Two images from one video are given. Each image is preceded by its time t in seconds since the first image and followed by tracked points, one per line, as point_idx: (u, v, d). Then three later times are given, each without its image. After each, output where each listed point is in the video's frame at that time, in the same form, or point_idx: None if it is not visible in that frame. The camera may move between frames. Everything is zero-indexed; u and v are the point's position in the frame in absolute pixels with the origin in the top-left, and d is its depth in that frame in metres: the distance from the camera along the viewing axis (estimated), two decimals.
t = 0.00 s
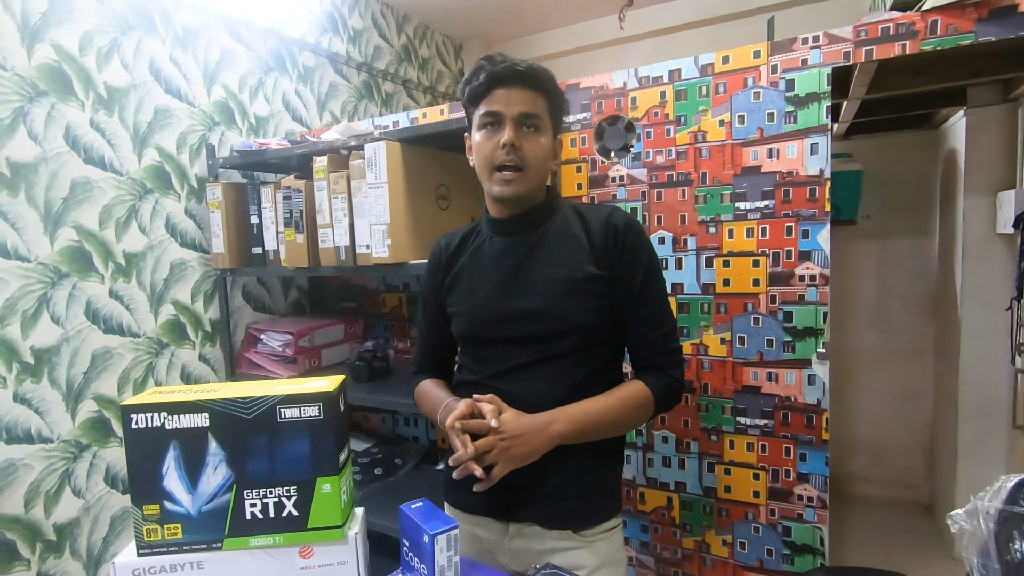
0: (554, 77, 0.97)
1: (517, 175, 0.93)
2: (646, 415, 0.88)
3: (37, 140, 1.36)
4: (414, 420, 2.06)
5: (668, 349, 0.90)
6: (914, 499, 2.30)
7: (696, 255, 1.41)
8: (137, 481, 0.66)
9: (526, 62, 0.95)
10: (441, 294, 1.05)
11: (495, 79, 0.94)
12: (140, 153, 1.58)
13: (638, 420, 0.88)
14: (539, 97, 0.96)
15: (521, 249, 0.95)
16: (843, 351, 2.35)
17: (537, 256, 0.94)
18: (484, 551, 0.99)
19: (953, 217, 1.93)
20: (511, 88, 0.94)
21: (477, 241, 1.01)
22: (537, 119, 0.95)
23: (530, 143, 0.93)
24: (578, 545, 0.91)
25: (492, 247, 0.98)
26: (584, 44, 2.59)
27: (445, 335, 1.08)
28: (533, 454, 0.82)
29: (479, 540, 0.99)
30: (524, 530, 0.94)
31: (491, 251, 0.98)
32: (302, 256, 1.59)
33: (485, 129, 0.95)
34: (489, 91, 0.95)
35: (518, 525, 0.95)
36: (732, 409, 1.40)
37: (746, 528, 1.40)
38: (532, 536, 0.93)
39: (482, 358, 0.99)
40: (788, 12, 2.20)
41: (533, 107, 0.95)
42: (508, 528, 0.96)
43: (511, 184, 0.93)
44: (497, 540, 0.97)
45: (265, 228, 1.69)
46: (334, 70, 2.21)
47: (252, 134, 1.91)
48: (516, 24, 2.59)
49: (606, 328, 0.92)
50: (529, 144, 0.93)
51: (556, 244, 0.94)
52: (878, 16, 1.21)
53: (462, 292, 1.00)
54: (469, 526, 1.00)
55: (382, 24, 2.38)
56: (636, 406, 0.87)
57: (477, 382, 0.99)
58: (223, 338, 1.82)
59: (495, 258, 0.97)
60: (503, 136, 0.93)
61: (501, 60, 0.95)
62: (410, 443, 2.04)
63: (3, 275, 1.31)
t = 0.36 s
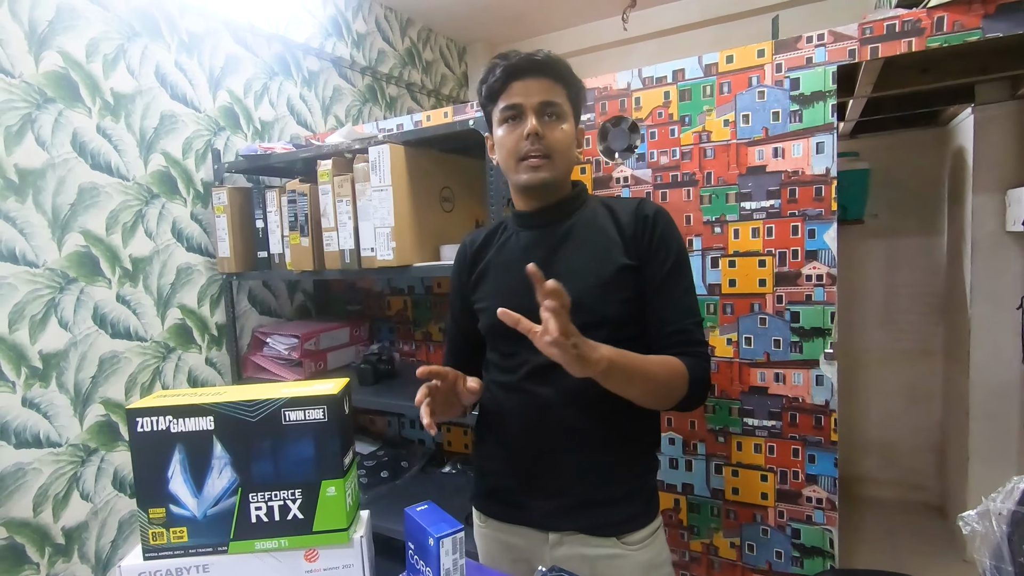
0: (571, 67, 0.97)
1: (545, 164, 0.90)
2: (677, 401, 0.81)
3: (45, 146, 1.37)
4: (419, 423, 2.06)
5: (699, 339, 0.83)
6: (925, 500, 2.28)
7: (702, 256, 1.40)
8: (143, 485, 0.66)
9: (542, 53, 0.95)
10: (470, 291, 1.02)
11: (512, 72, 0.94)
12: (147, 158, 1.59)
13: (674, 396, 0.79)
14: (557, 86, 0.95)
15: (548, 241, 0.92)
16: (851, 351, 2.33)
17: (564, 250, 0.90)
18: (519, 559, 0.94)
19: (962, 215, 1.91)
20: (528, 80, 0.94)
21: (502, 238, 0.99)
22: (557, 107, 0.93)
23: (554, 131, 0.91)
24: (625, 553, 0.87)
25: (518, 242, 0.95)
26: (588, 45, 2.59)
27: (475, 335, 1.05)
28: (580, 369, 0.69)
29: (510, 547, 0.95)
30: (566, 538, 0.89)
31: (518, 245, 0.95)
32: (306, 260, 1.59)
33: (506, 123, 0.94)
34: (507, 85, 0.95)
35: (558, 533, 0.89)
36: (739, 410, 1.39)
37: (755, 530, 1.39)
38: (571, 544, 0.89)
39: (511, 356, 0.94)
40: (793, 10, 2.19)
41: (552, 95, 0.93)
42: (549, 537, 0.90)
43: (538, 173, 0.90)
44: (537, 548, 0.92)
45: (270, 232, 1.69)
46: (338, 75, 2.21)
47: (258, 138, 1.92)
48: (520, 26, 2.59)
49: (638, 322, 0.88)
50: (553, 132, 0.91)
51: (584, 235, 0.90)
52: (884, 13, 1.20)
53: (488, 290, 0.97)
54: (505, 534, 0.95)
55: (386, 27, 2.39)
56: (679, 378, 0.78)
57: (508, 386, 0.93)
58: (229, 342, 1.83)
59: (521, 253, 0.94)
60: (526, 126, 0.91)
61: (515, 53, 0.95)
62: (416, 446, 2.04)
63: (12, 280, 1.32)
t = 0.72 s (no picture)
0: (594, 69, 0.96)
1: (564, 170, 0.91)
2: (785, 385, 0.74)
3: (53, 155, 1.39)
4: (425, 429, 2.06)
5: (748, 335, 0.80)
6: (935, 505, 2.26)
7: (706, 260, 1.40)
8: (150, 493, 0.66)
9: (563, 56, 0.94)
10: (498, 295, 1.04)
11: (533, 77, 0.94)
12: (153, 167, 1.60)
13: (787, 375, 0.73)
14: (579, 90, 0.94)
15: (570, 246, 0.92)
16: (859, 354, 2.32)
17: (587, 254, 0.90)
18: (545, 563, 0.95)
19: (969, 217, 1.90)
20: (549, 85, 0.94)
21: (528, 243, 1.00)
22: (580, 112, 0.93)
23: (573, 137, 0.92)
24: (646, 566, 0.84)
25: (541, 247, 0.96)
26: (591, 50, 2.59)
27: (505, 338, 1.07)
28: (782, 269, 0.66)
29: (534, 550, 0.96)
30: (585, 545, 0.88)
31: (542, 250, 0.95)
32: (311, 266, 1.60)
33: (527, 130, 0.95)
34: (529, 90, 0.95)
35: (579, 539, 0.89)
36: (746, 414, 1.38)
37: (763, 536, 1.37)
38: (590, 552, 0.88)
39: (538, 361, 0.95)
40: (796, 14, 2.19)
41: (574, 100, 0.93)
42: (569, 542, 0.90)
43: (558, 179, 0.90)
44: (558, 551, 0.92)
45: (276, 239, 1.70)
46: (342, 82, 2.23)
47: (263, 146, 1.94)
48: (523, 31, 2.60)
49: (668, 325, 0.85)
50: (572, 138, 0.91)
51: (607, 238, 0.89)
52: (888, 16, 1.20)
53: (512, 294, 0.98)
54: (528, 535, 0.96)
55: (390, 35, 2.40)
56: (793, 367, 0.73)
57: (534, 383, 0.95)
58: (235, 349, 1.84)
59: (544, 258, 0.94)
60: (545, 134, 0.92)
61: (536, 58, 0.95)
62: (422, 451, 2.04)
63: (20, 289, 1.33)
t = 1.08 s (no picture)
0: (613, 68, 0.95)
1: (578, 167, 0.90)
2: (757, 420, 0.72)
3: (53, 158, 1.39)
4: (425, 431, 2.06)
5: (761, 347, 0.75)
6: (936, 506, 2.25)
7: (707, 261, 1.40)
8: (151, 496, 0.66)
9: (582, 56, 0.94)
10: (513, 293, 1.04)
11: (550, 76, 0.95)
12: (153, 169, 1.60)
13: (748, 419, 0.71)
14: (596, 89, 0.94)
15: (582, 247, 0.92)
16: (860, 355, 2.32)
17: (597, 256, 0.90)
18: (542, 560, 0.96)
19: (969, 217, 1.90)
20: (567, 83, 0.94)
21: (543, 243, 1.00)
22: (595, 111, 0.93)
23: (588, 135, 0.91)
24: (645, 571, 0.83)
25: (555, 247, 0.96)
26: (590, 52, 2.60)
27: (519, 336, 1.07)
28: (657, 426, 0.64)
29: (533, 545, 0.97)
30: (584, 547, 0.88)
31: (554, 251, 0.95)
32: (311, 268, 1.60)
33: (542, 128, 0.95)
34: (546, 89, 0.96)
35: (578, 540, 0.88)
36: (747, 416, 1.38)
37: (764, 537, 1.37)
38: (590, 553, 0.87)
39: (545, 361, 0.95)
40: (796, 15, 2.19)
41: (591, 98, 0.93)
42: (568, 543, 0.89)
43: (572, 178, 0.90)
44: (558, 552, 0.92)
45: (276, 241, 1.70)
46: (342, 84, 2.23)
47: (263, 148, 1.94)
48: (523, 33, 2.60)
49: (674, 332, 0.84)
50: (587, 136, 0.91)
51: (618, 241, 0.89)
52: (888, 17, 1.20)
53: (525, 294, 0.98)
54: (533, 534, 0.96)
55: (390, 37, 2.40)
56: (750, 395, 0.70)
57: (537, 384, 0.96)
58: (235, 351, 1.84)
59: (556, 258, 0.94)
60: (560, 131, 0.92)
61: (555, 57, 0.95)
62: (422, 454, 2.04)
63: (20, 292, 1.33)
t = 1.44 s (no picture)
0: (621, 67, 0.94)
1: (584, 167, 0.89)
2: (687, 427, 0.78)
3: (62, 159, 1.40)
4: (430, 430, 2.07)
5: (727, 352, 0.76)
6: (942, 507, 2.24)
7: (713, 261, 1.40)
8: (160, 494, 0.67)
9: (590, 56, 0.93)
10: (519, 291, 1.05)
11: (559, 76, 0.94)
12: (160, 169, 1.61)
13: (670, 422, 0.78)
14: (604, 89, 0.93)
15: (584, 247, 0.92)
16: (865, 355, 2.31)
17: (597, 256, 0.90)
18: (541, 555, 0.94)
19: (976, 217, 1.90)
20: (575, 83, 0.93)
21: (549, 241, 1.00)
22: (602, 111, 0.92)
23: (595, 135, 0.90)
24: (638, 571, 0.83)
25: (560, 246, 0.96)
26: (595, 52, 2.60)
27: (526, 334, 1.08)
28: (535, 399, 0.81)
29: (531, 540, 0.96)
30: (579, 545, 0.88)
31: (559, 250, 0.96)
32: (317, 269, 1.61)
33: (549, 126, 0.94)
34: (554, 88, 0.95)
35: (574, 537, 0.88)
36: (753, 416, 1.38)
37: (770, 538, 1.37)
38: (585, 551, 0.87)
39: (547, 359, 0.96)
40: (800, 14, 2.19)
41: (598, 98, 0.91)
42: (565, 539, 0.89)
43: (577, 178, 0.90)
44: (554, 549, 0.92)
45: (282, 241, 1.71)
46: (348, 84, 2.24)
47: (269, 148, 1.95)
48: (527, 33, 2.60)
49: (670, 332, 0.85)
50: (593, 136, 0.90)
51: (619, 241, 0.89)
52: (894, 15, 1.20)
53: (529, 292, 0.99)
54: (532, 529, 0.95)
55: (395, 37, 2.40)
56: (675, 403, 0.77)
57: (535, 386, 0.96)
58: (241, 351, 1.85)
59: (560, 257, 0.95)
60: (566, 130, 0.91)
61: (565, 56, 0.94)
62: (427, 453, 2.05)
63: (28, 291, 1.34)
